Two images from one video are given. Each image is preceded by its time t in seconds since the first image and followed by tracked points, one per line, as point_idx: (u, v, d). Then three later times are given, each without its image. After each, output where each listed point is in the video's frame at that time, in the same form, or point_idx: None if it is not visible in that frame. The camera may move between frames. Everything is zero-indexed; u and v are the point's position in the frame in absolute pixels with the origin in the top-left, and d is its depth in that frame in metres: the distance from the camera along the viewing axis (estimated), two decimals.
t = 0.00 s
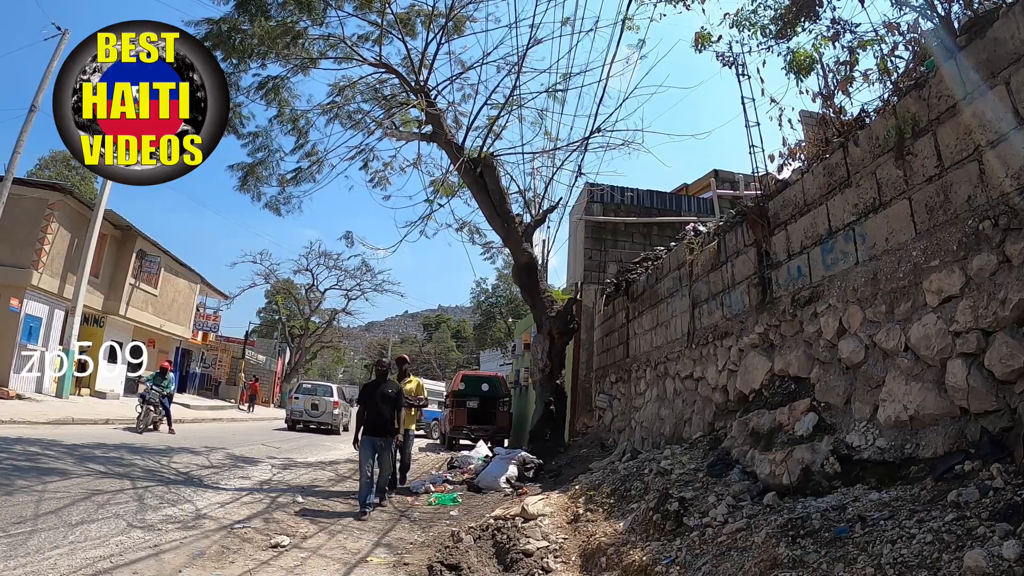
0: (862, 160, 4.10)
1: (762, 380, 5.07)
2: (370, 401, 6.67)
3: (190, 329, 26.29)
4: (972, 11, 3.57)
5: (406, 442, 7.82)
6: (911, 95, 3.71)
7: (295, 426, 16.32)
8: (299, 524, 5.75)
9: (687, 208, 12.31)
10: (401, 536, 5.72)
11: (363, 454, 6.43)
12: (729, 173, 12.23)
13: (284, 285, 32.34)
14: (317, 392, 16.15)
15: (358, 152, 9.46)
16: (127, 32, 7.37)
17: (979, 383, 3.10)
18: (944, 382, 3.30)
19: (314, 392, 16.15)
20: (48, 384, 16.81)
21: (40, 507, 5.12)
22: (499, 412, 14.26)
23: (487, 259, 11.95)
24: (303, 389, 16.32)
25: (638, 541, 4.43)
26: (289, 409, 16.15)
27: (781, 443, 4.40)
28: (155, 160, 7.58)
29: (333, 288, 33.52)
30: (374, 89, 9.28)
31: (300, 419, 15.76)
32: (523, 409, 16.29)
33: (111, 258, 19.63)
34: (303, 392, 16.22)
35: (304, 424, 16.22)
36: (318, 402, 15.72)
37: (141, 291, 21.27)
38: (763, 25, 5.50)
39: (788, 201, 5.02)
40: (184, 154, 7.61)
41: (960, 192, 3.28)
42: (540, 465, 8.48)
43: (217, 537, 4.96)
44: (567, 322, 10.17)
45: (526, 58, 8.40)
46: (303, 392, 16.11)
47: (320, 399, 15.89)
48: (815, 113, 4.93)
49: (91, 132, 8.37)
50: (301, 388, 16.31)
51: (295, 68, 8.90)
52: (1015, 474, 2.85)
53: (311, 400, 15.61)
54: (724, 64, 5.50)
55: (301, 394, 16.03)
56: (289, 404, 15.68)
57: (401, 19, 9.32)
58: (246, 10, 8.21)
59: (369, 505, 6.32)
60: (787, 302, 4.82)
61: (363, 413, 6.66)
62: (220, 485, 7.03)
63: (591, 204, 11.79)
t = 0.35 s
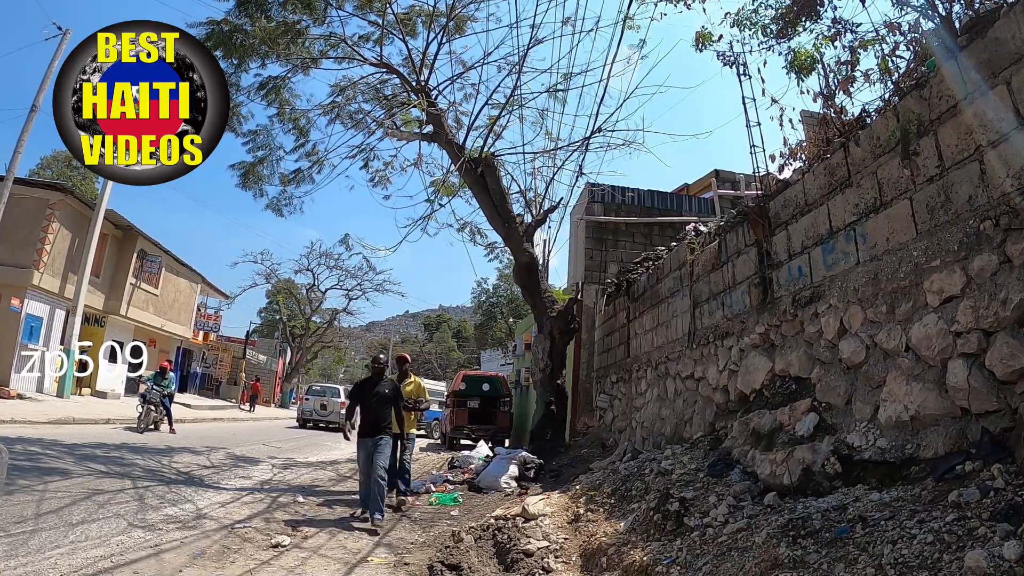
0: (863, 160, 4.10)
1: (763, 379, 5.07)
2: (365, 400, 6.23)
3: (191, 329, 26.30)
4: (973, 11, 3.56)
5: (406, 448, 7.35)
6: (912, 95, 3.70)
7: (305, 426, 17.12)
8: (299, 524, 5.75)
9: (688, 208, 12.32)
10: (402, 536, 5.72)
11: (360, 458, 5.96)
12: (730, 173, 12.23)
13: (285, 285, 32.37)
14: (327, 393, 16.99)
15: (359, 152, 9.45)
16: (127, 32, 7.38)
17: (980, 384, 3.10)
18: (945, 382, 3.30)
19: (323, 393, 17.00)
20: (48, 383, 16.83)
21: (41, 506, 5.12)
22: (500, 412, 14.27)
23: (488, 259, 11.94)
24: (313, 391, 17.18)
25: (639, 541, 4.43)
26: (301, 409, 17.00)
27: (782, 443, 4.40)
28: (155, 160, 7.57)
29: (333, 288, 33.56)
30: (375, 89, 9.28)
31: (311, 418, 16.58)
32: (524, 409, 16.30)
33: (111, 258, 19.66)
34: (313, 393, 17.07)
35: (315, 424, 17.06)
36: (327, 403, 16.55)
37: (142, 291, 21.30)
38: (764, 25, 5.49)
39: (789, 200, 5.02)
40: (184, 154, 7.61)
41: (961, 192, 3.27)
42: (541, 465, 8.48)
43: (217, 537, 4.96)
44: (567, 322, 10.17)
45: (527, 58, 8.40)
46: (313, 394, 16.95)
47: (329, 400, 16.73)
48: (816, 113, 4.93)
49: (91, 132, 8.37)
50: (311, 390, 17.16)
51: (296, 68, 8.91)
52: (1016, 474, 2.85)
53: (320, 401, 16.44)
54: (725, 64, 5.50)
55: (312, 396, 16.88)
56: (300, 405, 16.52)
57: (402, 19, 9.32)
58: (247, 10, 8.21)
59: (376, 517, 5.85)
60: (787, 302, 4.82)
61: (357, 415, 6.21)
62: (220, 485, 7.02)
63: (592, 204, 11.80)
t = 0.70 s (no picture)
0: (865, 161, 4.09)
1: (765, 380, 5.06)
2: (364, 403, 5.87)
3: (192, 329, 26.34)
4: (975, 11, 3.55)
5: (408, 453, 7.06)
6: (914, 95, 3.70)
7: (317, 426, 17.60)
8: (300, 524, 5.75)
9: (690, 208, 12.32)
10: (403, 536, 5.72)
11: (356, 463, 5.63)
12: (731, 173, 12.22)
13: (286, 285, 32.41)
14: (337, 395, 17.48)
15: (360, 151, 9.45)
16: (128, 32, 7.41)
17: (982, 384, 3.09)
18: (947, 382, 3.29)
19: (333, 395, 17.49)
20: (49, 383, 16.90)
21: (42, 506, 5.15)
22: (501, 412, 14.28)
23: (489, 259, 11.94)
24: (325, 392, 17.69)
25: (641, 541, 4.43)
26: (312, 409, 17.52)
27: (784, 443, 4.40)
28: (155, 160, 7.56)
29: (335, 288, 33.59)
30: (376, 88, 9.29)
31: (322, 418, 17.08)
32: (525, 408, 16.32)
33: (113, 258, 19.70)
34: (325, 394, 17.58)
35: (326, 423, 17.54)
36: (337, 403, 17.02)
37: (144, 291, 21.34)
38: (766, 25, 5.49)
39: (790, 200, 5.02)
40: (185, 154, 7.61)
41: (963, 193, 3.27)
42: (542, 466, 8.48)
43: (219, 537, 4.97)
44: (569, 322, 10.17)
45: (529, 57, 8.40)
46: (324, 395, 17.47)
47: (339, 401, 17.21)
48: (818, 113, 4.92)
49: (91, 131, 8.36)
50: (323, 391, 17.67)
51: (297, 68, 8.92)
52: (1018, 474, 2.84)
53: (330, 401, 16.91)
54: (727, 64, 5.49)
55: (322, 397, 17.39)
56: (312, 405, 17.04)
57: (403, 19, 9.32)
58: (248, 9, 8.22)
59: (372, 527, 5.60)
60: (789, 302, 4.82)
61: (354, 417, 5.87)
62: (222, 485, 7.02)
63: (593, 204, 11.79)
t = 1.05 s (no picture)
0: (868, 160, 4.08)
1: (767, 380, 5.05)
2: (357, 406, 5.39)
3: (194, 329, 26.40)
4: (979, 11, 3.54)
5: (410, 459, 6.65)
6: (917, 95, 3.69)
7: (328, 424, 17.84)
8: (302, 524, 5.74)
9: (692, 208, 12.31)
10: (405, 536, 5.72)
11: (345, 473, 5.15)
12: (734, 173, 12.21)
13: (288, 285, 32.46)
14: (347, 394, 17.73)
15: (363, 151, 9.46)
16: (128, 32, 7.40)
17: (986, 384, 3.07)
18: (950, 382, 3.28)
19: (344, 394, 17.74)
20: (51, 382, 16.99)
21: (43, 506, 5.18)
22: (504, 412, 14.30)
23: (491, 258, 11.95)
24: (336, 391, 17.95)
25: (644, 541, 4.42)
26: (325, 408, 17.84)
27: (787, 444, 4.39)
28: (155, 160, 7.65)
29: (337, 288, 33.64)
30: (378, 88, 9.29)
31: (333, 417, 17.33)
32: (527, 408, 16.32)
33: (115, 258, 19.76)
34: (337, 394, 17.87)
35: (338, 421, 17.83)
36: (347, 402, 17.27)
37: (146, 291, 21.40)
38: (770, 24, 5.47)
39: (794, 200, 5.00)
40: (185, 154, 7.69)
41: (967, 193, 3.25)
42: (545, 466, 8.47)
43: (221, 537, 4.97)
44: (571, 322, 10.16)
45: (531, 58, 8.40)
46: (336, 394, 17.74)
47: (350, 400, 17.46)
48: (821, 113, 4.91)
49: (91, 132, 8.37)
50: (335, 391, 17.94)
51: (299, 68, 8.93)
52: (1023, 475, 2.83)
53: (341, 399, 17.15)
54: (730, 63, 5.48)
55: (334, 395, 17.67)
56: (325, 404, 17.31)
57: (405, 19, 9.32)
58: (250, 9, 8.23)
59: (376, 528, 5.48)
60: (792, 302, 4.80)
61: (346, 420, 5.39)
62: (224, 484, 7.04)
63: (596, 204, 11.78)
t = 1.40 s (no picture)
0: (872, 160, 4.07)
1: (771, 380, 5.03)
2: (340, 403, 5.14)
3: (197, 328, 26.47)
4: (983, 10, 3.52)
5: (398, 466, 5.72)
6: (922, 94, 3.68)
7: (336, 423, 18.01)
8: (305, 524, 5.75)
9: (695, 208, 12.28)
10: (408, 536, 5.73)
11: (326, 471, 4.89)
12: (737, 173, 12.18)
13: (292, 285, 32.52)
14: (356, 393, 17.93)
15: (366, 151, 9.46)
16: (128, 32, 7.41)
17: (990, 385, 3.06)
18: (955, 383, 3.26)
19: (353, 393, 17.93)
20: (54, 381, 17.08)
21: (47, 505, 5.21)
22: (507, 412, 14.30)
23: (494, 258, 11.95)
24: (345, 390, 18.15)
25: (647, 541, 4.41)
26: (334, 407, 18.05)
27: (791, 444, 4.38)
28: (155, 160, 7.69)
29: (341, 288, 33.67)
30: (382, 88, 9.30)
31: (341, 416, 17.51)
32: (530, 409, 16.31)
33: (118, 258, 19.82)
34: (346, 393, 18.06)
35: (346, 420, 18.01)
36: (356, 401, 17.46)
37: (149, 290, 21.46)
38: (774, 23, 5.45)
39: (797, 200, 4.99)
40: (184, 154, 7.75)
41: (971, 192, 3.24)
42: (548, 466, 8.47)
43: (224, 536, 4.98)
44: (575, 322, 10.15)
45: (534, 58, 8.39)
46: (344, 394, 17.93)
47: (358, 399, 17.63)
48: (824, 113, 4.90)
49: (91, 132, 8.36)
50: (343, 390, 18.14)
51: (303, 68, 8.94)
52: None
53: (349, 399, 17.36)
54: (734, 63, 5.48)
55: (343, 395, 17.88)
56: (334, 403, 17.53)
57: (409, 19, 9.33)
58: (254, 9, 8.23)
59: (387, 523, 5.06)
60: (796, 302, 4.79)
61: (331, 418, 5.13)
62: (227, 484, 7.06)
63: (599, 204, 11.77)
